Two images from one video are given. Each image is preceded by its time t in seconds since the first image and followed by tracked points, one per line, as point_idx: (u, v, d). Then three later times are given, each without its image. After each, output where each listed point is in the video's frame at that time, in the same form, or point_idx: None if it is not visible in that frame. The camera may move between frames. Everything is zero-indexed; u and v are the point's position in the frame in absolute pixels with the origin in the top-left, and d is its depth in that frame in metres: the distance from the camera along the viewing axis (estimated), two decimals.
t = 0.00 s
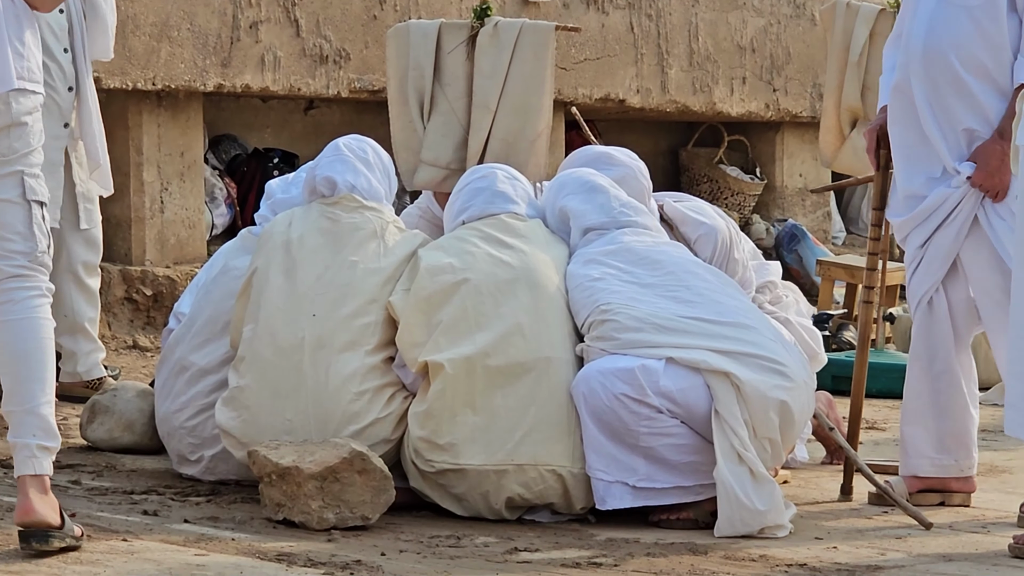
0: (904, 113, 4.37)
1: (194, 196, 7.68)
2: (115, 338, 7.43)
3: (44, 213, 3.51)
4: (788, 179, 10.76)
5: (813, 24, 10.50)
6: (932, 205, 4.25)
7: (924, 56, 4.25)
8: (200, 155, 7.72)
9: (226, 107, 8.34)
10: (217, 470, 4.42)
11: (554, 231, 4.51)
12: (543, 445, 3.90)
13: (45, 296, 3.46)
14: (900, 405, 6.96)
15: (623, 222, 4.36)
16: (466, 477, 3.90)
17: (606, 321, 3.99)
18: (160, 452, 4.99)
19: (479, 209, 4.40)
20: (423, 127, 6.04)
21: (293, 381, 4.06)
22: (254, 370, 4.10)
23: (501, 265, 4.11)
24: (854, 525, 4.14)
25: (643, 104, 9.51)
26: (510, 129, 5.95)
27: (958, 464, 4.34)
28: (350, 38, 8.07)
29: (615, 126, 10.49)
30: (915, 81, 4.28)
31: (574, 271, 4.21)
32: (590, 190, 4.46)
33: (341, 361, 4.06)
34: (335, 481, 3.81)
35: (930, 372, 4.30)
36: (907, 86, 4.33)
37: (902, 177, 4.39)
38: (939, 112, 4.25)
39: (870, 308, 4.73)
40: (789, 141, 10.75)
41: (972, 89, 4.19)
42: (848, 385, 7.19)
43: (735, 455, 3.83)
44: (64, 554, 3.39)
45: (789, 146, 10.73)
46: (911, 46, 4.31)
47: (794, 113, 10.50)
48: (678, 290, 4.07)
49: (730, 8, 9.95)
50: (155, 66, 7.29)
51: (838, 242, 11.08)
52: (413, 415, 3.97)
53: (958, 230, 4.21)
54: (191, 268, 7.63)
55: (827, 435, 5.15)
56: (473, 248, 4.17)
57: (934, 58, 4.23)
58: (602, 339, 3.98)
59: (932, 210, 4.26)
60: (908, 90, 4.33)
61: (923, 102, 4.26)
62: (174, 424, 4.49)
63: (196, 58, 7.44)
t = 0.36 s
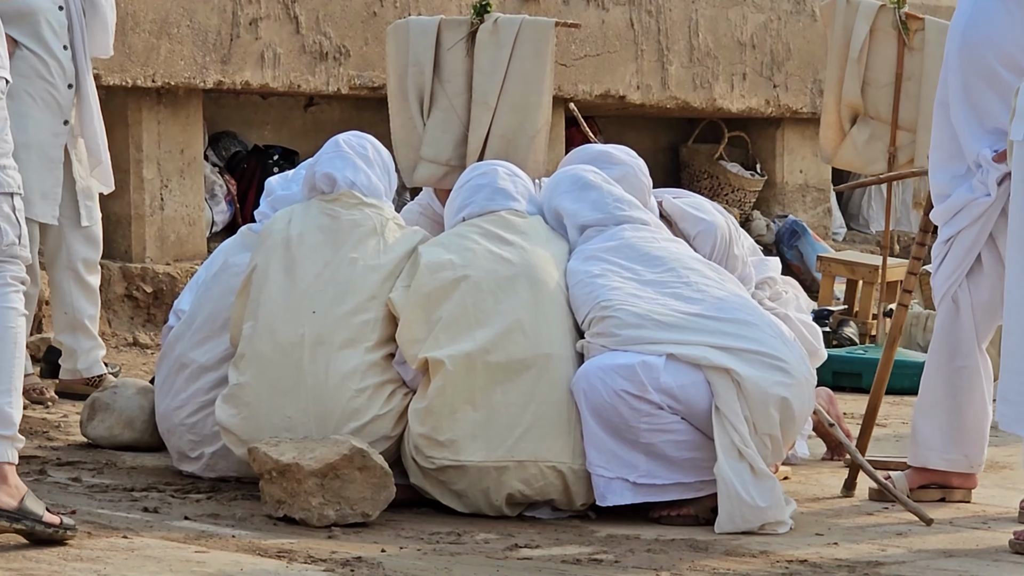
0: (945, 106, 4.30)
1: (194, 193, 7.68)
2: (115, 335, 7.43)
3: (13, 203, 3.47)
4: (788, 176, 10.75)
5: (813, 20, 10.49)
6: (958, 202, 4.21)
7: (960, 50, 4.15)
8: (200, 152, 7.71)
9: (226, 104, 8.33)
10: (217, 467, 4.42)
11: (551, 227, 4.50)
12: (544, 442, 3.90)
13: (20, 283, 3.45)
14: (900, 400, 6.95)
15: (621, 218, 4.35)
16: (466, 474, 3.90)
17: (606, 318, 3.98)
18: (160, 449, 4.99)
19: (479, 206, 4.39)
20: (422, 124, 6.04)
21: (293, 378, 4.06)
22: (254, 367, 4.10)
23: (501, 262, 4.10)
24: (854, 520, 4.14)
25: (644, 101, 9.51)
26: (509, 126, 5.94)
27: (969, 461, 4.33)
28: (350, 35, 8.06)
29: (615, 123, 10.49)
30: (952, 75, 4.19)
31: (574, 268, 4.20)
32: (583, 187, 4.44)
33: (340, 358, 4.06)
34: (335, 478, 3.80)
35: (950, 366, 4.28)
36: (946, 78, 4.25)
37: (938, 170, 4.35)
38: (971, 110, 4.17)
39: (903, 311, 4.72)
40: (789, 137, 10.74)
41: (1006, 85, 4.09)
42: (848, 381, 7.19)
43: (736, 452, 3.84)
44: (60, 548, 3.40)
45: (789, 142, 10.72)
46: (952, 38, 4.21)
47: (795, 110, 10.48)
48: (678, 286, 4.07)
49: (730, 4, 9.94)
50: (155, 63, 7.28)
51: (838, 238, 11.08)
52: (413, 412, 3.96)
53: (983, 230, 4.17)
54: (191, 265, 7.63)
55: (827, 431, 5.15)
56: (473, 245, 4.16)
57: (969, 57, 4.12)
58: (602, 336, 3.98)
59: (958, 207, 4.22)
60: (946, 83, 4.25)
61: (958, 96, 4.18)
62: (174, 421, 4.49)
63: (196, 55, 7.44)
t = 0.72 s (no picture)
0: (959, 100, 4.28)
1: (197, 190, 7.68)
2: (118, 332, 7.44)
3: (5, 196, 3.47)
4: (791, 172, 10.74)
5: (815, 15, 10.48)
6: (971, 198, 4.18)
7: (972, 44, 4.14)
8: (203, 148, 7.70)
9: (228, 101, 8.33)
10: (221, 464, 4.42)
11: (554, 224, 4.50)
12: (547, 438, 3.90)
13: (8, 275, 3.44)
14: (903, 396, 6.95)
15: (623, 213, 4.34)
16: (469, 470, 3.90)
17: (608, 314, 3.98)
18: (164, 445, 4.99)
19: (481, 203, 4.39)
20: (425, 120, 6.03)
21: (297, 375, 4.06)
22: (257, 364, 4.10)
23: (504, 258, 4.10)
24: (857, 516, 4.13)
25: (646, 97, 9.51)
26: (511, 123, 5.94)
27: (992, 460, 4.30)
28: (352, 31, 8.06)
29: (618, 119, 10.48)
30: (964, 70, 4.17)
31: (577, 264, 4.20)
32: (582, 184, 4.43)
33: (343, 355, 4.06)
34: (338, 475, 3.80)
35: (971, 364, 4.28)
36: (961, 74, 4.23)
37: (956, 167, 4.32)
38: (983, 101, 4.14)
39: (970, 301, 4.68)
40: (792, 133, 10.73)
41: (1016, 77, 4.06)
42: (851, 377, 7.18)
43: (739, 448, 3.84)
44: (59, 544, 3.40)
45: (792, 138, 10.71)
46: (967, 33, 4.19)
47: (797, 105, 10.46)
48: (681, 282, 4.06)
49: None
50: (157, 60, 7.28)
51: (841, 234, 11.07)
52: (415, 408, 3.96)
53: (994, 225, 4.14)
54: (194, 262, 7.63)
55: (831, 427, 5.14)
56: (475, 241, 4.16)
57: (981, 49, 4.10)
58: (605, 332, 3.98)
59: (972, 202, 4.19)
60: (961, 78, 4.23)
61: (969, 90, 4.16)
62: (177, 418, 4.49)
63: (199, 51, 7.44)
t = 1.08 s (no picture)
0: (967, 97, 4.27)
1: (201, 186, 7.68)
2: (122, 328, 7.44)
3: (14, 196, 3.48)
4: (794, 167, 10.73)
5: (818, 11, 10.46)
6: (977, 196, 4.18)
7: (974, 40, 4.13)
8: (206, 145, 7.70)
9: (232, 97, 8.33)
10: (224, 460, 4.42)
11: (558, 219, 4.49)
12: (551, 434, 3.90)
13: (16, 274, 3.47)
14: (907, 392, 6.94)
15: (627, 209, 4.34)
16: (473, 466, 3.90)
17: (612, 309, 3.98)
18: (168, 442, 4.99)
19: (485, 198, 4.39)
20: (428, 116, 6.02)
21: (301, 371, 4.06)
22: (261, 360, 4.10)
23: (507, 253, 4.10)
24: (862, 511, 4.13)
25: (649, 93, 9.50)
26: (515, 119, 5.93)
27: (993, 457, 4.30)
28: (355, 27, 8.05)
29: (621, 115, 10.47)
30: (968, 66, 4.17)
31: (581, 259, 4.19)
32: (587, 178, 4.42)
33: (347, 350, 4.06)
34: (342, 471, 3.80)
35: (972, 361, 4.27)
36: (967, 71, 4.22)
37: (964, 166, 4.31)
38: (990, 94, 4.12)
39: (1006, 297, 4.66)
40: (795, 129, 10.72)
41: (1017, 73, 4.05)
42: (854, 372, 7.18)
43: (743, 443, 3.84)
44: (60, 541, 3.40)
45: (795, 134, 10.70)
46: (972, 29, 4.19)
47: (800, 101, 10.45)
48: (685, 278, 4.06)
49: None
50: (161, 56, 7.28)
51: (844, 229, 11.07)
52: (419, 404, 3.96)
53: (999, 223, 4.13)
54: (197, 258, 7.63)
55: (834, 422, 5.13)
56: (479, 236, 4.16)
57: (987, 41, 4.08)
58: (609, 328, 3.98)
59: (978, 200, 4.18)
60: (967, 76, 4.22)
61: (973, 86, 4.16)
62: (182, 414, 4.49)
63: (202, 48, 7.44)
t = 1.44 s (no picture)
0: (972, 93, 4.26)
1: (202, 180, 7.68)
2: (123, 323, 7.43)
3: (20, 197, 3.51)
4: (795, 162, 10.72)
5: (819, 6, 10.45)
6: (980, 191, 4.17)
7: (982, 35, 4.13)
8: (207, 140, 7.70)
9: (232, 92, 8.33)
10: (225, 454, 4.42)
11: (559, 214, 4.48)
12: (552, 428, 3.90)
13: (14, 280, 3.46)
14: (907, 387, 6.94)
15: (627, 203, 4.33)
16: (474, 460, 3.89)
17: (613, 304, 3.98)
18: (169, 436, 4.99)
19: (486, 193, 4.38)
20: (429, 110, 6.02)
21: (301, 365, 4.05)
22: (262, 355, 4.10)
23: (508, 248, 4.10)
24: (863, 506, 4.13)
25: (650, 87, 9.49)
26: (516, 113, 5.93)
27: (996, 452, 4.30)
28: (356, 22, 8.04)
29: (622, 110, 10.46)
30: (975, 61, 4.17)
31: (582, 254, 4.19)
32: (589, 173, 4.42)
33: (348, 345, 4.06)
34: (343, 465, 3.80)
35: (976, 356, 4.24)
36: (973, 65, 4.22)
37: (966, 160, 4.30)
38: (997, 87, 4.12)
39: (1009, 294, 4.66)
40: (796, 123, 10.70)
41: None
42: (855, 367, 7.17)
43: (744, 438, 3.83)
44: (62, 536, 3.40)
45: (796, 128, 10.69)
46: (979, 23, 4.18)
47: (801, 96, 10.44)
48: (686, 272, 4.06)
49: None
50: (161, 51, 7.27)
51: (845, 224, 11.06)
52: (420, 399, 3.95)
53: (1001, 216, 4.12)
54: (198, 253, 7.63)
55: (835, 416, 5.13)
56: (480, 231, 4.16)
57: (993, 33, 4.07)
58: (610, 322, 3.98)
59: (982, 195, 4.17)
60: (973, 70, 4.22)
61: (981, 82, 4.16)
62: (182, 408, 4.49)
63: (203, 42, 7.43)
